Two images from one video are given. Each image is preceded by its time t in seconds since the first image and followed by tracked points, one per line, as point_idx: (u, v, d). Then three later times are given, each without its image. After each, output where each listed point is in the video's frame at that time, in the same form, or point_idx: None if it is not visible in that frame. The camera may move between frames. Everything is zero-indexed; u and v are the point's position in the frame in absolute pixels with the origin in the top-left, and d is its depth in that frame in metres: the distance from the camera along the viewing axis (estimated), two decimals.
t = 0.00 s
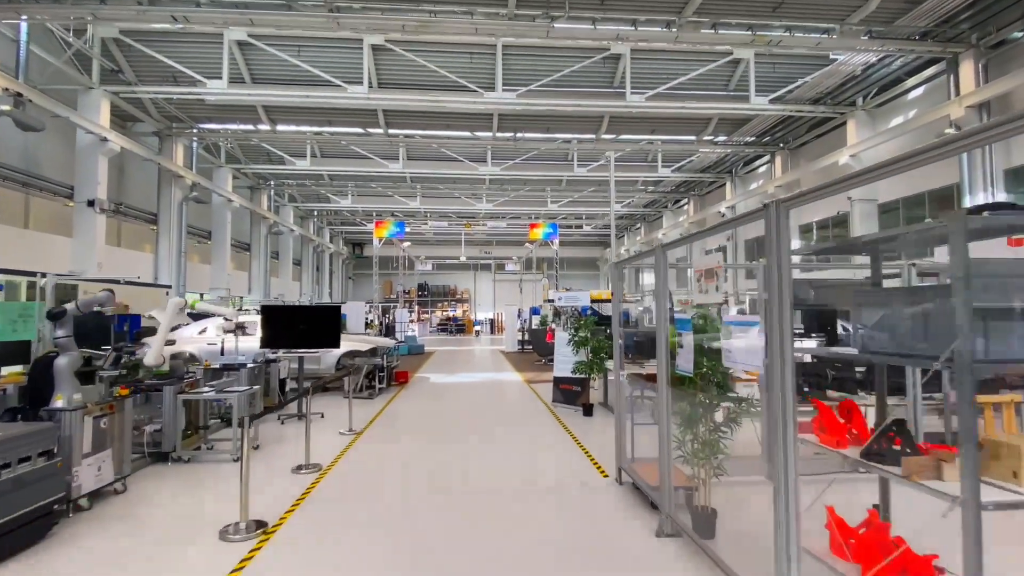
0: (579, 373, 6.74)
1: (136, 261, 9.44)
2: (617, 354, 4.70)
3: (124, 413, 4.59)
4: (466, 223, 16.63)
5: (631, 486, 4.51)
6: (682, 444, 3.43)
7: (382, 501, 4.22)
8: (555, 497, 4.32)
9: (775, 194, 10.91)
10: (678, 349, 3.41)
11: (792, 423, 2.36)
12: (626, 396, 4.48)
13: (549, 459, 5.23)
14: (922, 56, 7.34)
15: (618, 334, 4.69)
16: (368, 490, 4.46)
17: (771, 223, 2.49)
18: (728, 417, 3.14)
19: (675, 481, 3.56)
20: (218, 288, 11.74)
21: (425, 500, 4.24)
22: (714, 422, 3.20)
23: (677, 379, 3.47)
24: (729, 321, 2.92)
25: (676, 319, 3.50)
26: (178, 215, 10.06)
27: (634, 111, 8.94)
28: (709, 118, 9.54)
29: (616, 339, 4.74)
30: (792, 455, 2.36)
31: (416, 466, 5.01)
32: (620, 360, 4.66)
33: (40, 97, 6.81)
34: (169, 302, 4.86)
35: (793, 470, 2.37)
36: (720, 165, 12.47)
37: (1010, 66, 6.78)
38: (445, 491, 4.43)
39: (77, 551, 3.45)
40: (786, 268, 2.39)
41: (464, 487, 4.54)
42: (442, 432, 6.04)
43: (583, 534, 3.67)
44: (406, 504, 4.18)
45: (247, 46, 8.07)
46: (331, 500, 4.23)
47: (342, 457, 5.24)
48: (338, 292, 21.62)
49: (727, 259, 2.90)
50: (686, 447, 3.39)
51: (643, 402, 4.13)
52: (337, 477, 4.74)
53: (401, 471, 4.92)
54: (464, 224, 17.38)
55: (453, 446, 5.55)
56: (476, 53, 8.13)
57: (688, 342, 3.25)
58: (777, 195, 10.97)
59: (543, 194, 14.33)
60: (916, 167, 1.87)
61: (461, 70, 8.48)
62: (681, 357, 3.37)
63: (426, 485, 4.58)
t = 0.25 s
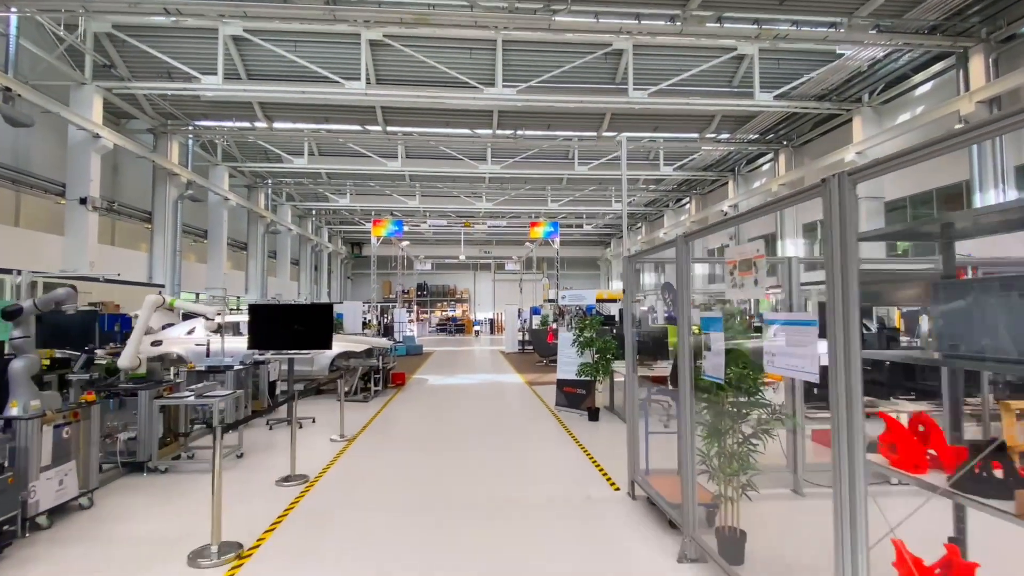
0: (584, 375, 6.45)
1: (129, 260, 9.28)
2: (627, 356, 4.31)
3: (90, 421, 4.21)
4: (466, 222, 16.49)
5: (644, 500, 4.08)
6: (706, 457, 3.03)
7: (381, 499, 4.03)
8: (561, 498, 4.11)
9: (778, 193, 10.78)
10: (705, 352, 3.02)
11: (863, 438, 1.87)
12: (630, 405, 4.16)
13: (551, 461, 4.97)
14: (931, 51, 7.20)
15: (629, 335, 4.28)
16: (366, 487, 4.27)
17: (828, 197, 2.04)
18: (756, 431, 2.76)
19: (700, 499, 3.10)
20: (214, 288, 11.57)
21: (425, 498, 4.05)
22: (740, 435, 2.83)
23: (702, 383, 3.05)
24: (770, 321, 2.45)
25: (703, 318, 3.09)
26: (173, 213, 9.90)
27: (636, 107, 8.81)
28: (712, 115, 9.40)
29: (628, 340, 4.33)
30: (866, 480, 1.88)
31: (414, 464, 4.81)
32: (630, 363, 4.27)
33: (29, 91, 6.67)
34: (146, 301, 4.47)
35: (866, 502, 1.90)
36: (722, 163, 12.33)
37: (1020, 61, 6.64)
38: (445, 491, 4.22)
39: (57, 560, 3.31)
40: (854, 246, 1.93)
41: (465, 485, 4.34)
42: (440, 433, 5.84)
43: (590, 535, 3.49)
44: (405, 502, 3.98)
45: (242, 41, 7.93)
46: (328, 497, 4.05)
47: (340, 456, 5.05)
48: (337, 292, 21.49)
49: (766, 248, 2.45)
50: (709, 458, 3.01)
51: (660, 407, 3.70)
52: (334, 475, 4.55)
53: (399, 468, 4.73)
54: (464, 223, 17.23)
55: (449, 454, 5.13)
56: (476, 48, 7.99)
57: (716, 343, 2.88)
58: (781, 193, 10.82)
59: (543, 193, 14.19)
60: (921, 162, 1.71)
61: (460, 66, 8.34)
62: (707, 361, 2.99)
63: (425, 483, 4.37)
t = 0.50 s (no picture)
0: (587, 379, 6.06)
1: (124, 260, 9.13)
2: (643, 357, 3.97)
3: (53, 433, 3.73)
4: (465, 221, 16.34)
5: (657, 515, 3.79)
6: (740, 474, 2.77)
7: (377, 508, 3.86)
8: (567, 504, 3.94)
9: (782, 191, 10.65)
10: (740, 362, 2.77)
11: (965, 470, 1.54)
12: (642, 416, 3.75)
13: (553, 466, 4.78)
14: (940, 45, 7.07)
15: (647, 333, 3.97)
16: (361, 495, 4.10)
17: (915, 173, 1.69)
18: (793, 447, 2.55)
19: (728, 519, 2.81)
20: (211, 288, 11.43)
21: (423, 507, 3.88)
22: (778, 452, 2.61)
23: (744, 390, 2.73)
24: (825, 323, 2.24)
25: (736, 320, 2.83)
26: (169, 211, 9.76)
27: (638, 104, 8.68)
28: (715, 112, 9.27)
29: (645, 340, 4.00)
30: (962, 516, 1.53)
31: (413, 470, 4.64)
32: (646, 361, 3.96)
33: (19, 87, 6.53)
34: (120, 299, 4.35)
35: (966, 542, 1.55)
36: (725, 161, 12.20)
37: None
38: (443, 498, 4.05)
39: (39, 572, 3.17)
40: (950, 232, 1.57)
41: (466, 492, 4.16)
42: (440, 435, 5.67)
43: (596, 541, 3.32)
44: (401, 511, 3.81)
45: (238, 36, 7.79)
46: (322, 506, 3.89)
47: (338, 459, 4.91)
48: (335, 292, 21.34)
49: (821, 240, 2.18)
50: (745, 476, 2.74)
51: (683, 415, 3.40)
52: (329, 481, 4.38)
53: (397, 474, 4.57)
54: (463, 222, 17.08)
55: (450, 463, 4.84)
56: (476, 44, 7.86)
57: (756, 352, 2.63)
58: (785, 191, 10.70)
59: (544, 191, 14.04)
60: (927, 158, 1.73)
61: (460, 62, 8.21)
62: (742, 371, 2.75)
63: (423, 491, 4.20)
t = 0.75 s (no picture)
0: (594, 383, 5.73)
1: (117, 259, 8.97)
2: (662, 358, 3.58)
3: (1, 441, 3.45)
4: (464, 220, 16.21)
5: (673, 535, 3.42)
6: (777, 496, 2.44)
7: (371, 516, 3.70)
8: (569, 512, 3.77)
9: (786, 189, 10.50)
10: (784, 367, 2.40)
11: None
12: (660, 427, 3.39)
13: (555, 470, 4.61)
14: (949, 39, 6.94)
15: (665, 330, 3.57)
16: (355, 501, 3.94)
17: None
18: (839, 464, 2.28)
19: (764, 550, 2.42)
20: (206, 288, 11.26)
21: (419, 515, 3.72)
22: (822, 469, 2.31)
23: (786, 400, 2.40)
24: (899, 321, 1.90)
25: (778, 318, 2.46)
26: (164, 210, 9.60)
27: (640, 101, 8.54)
28: (718, 109, 9.13)
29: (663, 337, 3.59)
30: None
31: (409, 474, 4.48)
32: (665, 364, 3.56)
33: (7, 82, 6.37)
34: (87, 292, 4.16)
35: None
36: (727, 159, 12.06)
37: None
38: (441, 505, 3.89)
39: None
40: None
41: (464, 499, 4.00)
42: (438, 436, 5.50)
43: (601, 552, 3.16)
44: (396, 519, 3.65)
45: (233, 31, 7.64)
46: (314, 513, 3.73)
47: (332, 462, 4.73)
48: (333, 292, 21.19)
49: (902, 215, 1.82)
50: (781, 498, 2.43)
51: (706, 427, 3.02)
52: (322, 486, 4.22)
53: (393, 478, 4.40)
54: (462, 221, 16.93)
55: (443, 474, 4.49)
56: (476, 39, 7.71)
57: (805, 352, 2.26)
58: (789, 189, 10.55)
59: (544, 190, 13.89)
60: (945, 147, 1.63)
61: (459, 57, 8.06)
62: (787, 378, 2.37)
63: (420, 497, 4.04)
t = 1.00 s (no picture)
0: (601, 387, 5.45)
1: (110, 257, 8.82)
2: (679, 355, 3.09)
3: None
4: (463, 219, 16.06)
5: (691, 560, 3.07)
6: (829, 531, 2.09)
7: (366, 519, 3.56)
8: (574, 515, 3.61)
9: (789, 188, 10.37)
10: (848, 379, 1.98)
11: None
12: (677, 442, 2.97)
13: (557, 471, 4.46)
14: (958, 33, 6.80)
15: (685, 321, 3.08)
16: (349, 506, 3.79)
17: None
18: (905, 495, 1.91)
19: None
20: (201, 288, 11.10)
21: (416, 517, 3.59)
22: (883, 498, 1.97)
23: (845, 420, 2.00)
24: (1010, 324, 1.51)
25: (839, 319, 2.04)
26: (158, 208, 9.45)
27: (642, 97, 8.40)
28: (721, 106, 8.99)
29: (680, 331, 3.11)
30: None
31: (406, 477, 4.33)
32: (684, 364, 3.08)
33: None
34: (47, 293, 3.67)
35: None
36: (729, 157, 11.93)
37: None
38: (438, 508, 3.75)
39: None
40: None
41: (462, 501, 3.87)
42: (436, 439, 5.35)
43: (608, 558, 3.01)
44: (392, 522, 3.51)
45: (227, 26, 7.48)
46: (307, 517, 3.59)
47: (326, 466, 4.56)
48: (331, 291, 21.04)
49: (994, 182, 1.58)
50: (833, 532, 2.09)
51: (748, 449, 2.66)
52: (316, 489, 4.07)
53: (389, 481, 4.26)
54: (461, 219, 16.77)
55: (439, 483, 4.21)
56: (475, 34, 7.57)
57: (876, 361, 1.82)
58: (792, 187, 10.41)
59: (544, 188, 13.75)
60: (955, 144, 1.57)
61: (458, 53, 7.93)
62: (852, 395, 1.95)
63: (416, 499, 3.90)
